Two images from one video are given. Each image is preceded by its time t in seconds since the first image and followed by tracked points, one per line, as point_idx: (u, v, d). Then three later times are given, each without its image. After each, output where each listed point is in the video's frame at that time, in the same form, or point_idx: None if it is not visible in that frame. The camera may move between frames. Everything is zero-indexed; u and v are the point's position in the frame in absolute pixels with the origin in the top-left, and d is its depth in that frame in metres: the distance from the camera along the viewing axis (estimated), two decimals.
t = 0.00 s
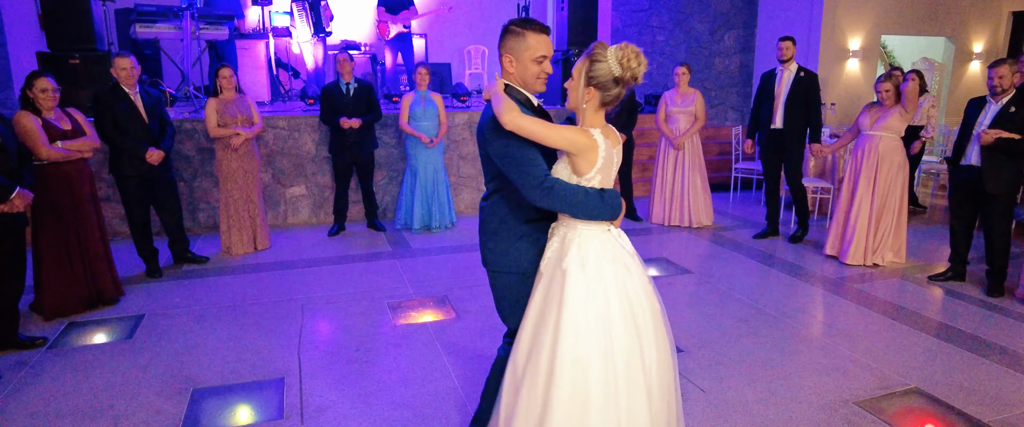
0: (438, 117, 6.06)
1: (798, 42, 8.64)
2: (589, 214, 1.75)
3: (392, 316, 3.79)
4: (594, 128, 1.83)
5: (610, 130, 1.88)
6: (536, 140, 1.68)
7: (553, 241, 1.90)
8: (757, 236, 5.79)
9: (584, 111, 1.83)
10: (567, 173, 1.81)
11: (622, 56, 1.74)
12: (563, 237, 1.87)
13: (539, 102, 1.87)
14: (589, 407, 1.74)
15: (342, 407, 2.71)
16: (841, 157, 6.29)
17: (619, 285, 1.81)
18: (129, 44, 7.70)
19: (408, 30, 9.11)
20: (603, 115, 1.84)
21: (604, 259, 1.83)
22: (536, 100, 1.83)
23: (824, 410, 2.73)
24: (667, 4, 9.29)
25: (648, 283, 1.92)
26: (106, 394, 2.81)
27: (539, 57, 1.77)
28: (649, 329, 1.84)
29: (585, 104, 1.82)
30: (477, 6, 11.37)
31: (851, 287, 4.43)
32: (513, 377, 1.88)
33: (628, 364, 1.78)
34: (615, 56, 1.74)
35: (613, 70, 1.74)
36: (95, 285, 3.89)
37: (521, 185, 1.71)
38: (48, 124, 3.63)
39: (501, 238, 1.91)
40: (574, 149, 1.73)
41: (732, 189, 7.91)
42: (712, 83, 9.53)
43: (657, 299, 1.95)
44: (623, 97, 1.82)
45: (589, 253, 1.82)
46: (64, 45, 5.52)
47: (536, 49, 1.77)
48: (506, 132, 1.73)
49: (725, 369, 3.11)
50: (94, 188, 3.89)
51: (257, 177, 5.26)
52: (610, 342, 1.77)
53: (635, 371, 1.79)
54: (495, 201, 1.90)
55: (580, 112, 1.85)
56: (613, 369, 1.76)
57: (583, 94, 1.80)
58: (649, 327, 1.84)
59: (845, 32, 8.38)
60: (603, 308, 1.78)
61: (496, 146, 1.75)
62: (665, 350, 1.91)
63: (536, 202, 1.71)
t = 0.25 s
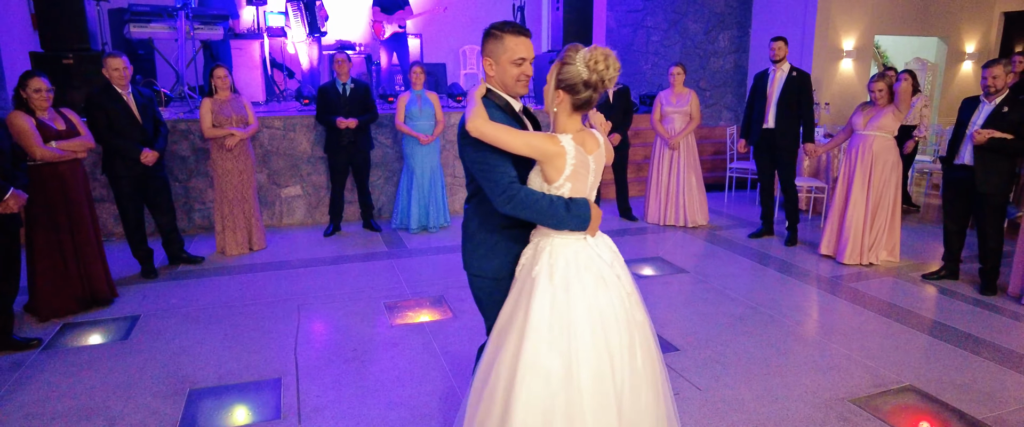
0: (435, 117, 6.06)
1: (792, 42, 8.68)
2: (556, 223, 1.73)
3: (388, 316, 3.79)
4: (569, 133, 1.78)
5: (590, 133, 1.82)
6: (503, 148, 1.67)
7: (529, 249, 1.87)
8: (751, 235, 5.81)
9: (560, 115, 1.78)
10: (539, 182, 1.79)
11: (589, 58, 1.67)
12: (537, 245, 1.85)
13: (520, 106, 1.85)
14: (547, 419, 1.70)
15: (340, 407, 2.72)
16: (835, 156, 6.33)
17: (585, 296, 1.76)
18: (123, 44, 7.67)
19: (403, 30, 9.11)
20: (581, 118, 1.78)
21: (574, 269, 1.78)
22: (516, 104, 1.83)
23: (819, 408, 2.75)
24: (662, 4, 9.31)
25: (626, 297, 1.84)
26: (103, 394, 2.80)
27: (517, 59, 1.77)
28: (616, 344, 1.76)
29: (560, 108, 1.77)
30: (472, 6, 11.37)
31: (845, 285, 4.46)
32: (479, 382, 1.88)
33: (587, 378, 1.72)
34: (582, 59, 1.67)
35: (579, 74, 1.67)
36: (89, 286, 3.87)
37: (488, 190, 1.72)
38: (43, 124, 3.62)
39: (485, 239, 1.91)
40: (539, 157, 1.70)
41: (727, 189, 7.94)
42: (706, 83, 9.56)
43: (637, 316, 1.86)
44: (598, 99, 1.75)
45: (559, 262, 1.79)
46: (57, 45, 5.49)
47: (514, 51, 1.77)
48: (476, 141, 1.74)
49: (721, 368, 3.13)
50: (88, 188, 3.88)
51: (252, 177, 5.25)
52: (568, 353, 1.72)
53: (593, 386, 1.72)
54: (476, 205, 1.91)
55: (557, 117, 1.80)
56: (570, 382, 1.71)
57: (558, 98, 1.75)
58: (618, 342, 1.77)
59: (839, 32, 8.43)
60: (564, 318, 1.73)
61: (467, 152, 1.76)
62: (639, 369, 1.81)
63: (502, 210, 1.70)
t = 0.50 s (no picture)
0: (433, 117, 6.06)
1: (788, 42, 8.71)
2: (509, 228, 1.68)
3: (386, 316, 3.79)
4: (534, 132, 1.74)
5: (557, 134, 1.78)
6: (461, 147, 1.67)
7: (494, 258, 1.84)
8: (748, 235, 5.83)
9: (527, 114, 1.75)
10: (503, 183, 1.76)
11: (549, 56, 1.63)
12: (499, 254, 1.81)
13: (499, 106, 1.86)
14: None
15: (339, 407, 2.72)
16: (831, 156, 6.37)
17: (538, 305, 1.67)
18: (119, 44, 7.64)
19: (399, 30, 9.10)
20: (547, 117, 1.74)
21: (530, 277, 1.71)
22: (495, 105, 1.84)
23: (817, 405, 2.76)
24: (658, 5, 9.33)
25: (589, 310, 1.72)
26: (100, 395, 2.80)
27: (494, 59, 1.77)
28: (569, 358, 1.65)
29: (526, 107, 1.74)
30: (468, 6, 11.37)
31: (841, 284, 4.48)
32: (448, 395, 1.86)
33: (534, 392, 1.61)
34: (542, 57, 1.64)
35: (537, 71, 1.64)
36: (86, 286, 3.86)
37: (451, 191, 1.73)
38: (39, 124, 3.61)
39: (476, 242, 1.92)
40: (495, 157, 1.68)
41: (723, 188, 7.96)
42: (702, 83, 9.58)
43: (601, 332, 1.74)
44: (561, 98, 1.70)
45: (516, 270, 1.74)
46: (53, 45, 5.47)
47: (493, 50, 1.77)
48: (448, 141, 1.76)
49: (719, 366, 3.14)
50: (85, 188, 3.87)
51: (248, 177, 5.24)
52: (515, 364, 1.64)
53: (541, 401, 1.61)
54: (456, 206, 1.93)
55: (526, 116, 1.77)
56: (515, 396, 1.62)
57: (523, 96, 1.72)
58: (573, 357, 1.66)
59: (834, 32, 8.46)
60: (513, 327, 1.66)
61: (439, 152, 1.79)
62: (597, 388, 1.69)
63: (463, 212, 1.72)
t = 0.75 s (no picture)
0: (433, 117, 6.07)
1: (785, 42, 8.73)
2: (484, 227, 1.66)
3: (386, 316, 3.79)
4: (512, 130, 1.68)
5: (539, 133, 1.71)
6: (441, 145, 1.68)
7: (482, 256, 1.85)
8: (746, 235, 5.84)
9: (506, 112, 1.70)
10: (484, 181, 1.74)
11: (520, 51, 1.57)
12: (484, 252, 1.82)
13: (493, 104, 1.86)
14: None
15: (339, 407, 2.72)
16: (828, 156, 6.39)
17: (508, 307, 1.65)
18: (116, 44, 7.63)
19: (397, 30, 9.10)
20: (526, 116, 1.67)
21: (506, 280, 1.70)
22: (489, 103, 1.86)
23: (816, 404, 2.77)
24: (656, 5, 9.35)
25: (564, 316, 1.68)
26: (100, 396, 2.80)
27: (482, 57, 1.79)
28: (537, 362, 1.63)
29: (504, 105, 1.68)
30: (466, 6, 11.37)
31: (839, 284, 4.49)
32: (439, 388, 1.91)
33: (499, 395, 1.60)
34: (514, 52, 1.58)
35: (508, 66, 1.58)
36: (85, 287, 3.85)
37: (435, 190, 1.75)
38: (37, 124, 3.60)
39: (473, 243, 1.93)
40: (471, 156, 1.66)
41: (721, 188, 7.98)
42: (700, 83, 9.60)
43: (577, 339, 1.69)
44: (538, 95, 1.63)
45: (495, 271, 1.73)
46: (50, 46, 5.46)
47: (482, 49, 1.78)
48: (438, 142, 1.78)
49: (718, 366, 3.15)
50: (83, 188, 3.86)
51: (247, 177, 5.23)
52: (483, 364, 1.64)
53: (506, 405, 1.60)
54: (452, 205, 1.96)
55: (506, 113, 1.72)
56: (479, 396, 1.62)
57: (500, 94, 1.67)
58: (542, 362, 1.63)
59: (831, 32, 8.49)
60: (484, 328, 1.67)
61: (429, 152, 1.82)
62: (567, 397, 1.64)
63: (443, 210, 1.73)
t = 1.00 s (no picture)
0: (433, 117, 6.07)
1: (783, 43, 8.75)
2: (482, 232, 1.66)
3: (386, 316, 3.79)
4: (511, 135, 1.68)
5: (539, 138, 1.70)
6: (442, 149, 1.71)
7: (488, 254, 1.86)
8: (744, 235, 5.85)
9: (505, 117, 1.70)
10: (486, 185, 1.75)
11: (514, 56, 1.57)
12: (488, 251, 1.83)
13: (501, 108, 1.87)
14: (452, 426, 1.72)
15: (340, 407, 2.72)
16: (827, 156, 6.40)
17: (498, 313, 1.65)
18: (114, 44, 7.62)
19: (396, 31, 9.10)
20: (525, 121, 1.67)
21: (499, 283, 1.70)
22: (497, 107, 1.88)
23: (817, 404, 2.78)
24: (654, 5, 9.35)
25: (554, 325, 1.65)
26: (100, 396, 2.79)
27: (487, 60, 1.86)
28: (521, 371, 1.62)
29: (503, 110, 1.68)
30: (464, 6, 11.37)
31: (838, 283, 4.50)
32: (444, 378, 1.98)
33: (480, 397, 1.62)
34: (509, 58, 1.58)
35: (502, 71, 1.59)
36: (83, 288, 3.84)
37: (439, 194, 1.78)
38: (35, 124, 3.60)
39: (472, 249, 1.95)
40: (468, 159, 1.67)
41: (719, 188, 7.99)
42: (698, 83, 9.61)
43: (566, 349, 1.66)
44: (534, 100, 1.62)
45: (492, 273, 1.74)
46: (48, 46, 5.45)
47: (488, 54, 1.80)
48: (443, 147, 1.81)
49: (718, 365, 3.16)
50: (82, 188, 3.85)
51: (247, 178, 5.22)
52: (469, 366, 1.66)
53: (486, 409, 1.61)
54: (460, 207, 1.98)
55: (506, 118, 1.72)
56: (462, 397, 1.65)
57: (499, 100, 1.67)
58: (526, 371, 1.62)
59: (829, 32, 8.51)
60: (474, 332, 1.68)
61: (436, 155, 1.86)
62: (550, 407, 1.62)
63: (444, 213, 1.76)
